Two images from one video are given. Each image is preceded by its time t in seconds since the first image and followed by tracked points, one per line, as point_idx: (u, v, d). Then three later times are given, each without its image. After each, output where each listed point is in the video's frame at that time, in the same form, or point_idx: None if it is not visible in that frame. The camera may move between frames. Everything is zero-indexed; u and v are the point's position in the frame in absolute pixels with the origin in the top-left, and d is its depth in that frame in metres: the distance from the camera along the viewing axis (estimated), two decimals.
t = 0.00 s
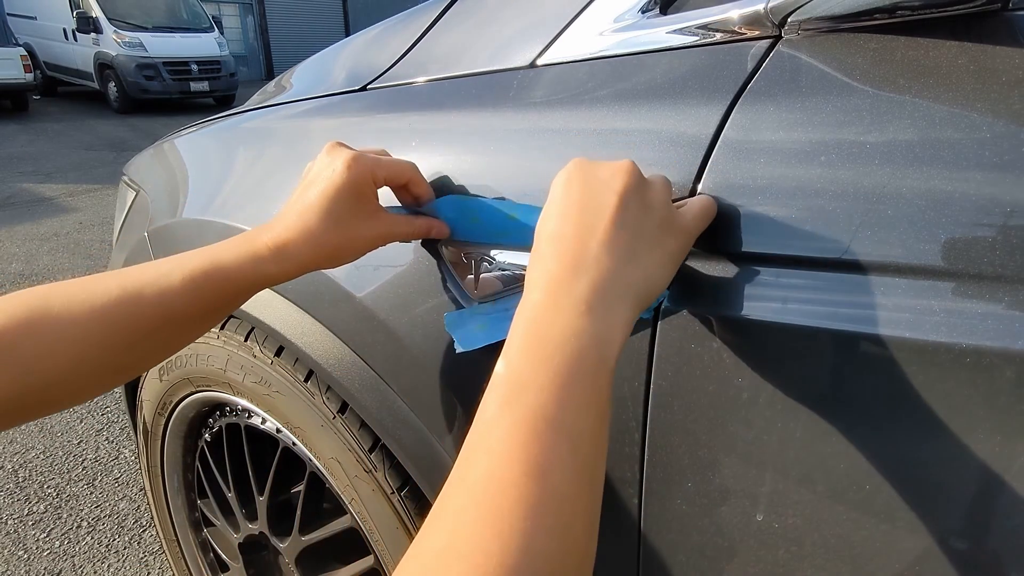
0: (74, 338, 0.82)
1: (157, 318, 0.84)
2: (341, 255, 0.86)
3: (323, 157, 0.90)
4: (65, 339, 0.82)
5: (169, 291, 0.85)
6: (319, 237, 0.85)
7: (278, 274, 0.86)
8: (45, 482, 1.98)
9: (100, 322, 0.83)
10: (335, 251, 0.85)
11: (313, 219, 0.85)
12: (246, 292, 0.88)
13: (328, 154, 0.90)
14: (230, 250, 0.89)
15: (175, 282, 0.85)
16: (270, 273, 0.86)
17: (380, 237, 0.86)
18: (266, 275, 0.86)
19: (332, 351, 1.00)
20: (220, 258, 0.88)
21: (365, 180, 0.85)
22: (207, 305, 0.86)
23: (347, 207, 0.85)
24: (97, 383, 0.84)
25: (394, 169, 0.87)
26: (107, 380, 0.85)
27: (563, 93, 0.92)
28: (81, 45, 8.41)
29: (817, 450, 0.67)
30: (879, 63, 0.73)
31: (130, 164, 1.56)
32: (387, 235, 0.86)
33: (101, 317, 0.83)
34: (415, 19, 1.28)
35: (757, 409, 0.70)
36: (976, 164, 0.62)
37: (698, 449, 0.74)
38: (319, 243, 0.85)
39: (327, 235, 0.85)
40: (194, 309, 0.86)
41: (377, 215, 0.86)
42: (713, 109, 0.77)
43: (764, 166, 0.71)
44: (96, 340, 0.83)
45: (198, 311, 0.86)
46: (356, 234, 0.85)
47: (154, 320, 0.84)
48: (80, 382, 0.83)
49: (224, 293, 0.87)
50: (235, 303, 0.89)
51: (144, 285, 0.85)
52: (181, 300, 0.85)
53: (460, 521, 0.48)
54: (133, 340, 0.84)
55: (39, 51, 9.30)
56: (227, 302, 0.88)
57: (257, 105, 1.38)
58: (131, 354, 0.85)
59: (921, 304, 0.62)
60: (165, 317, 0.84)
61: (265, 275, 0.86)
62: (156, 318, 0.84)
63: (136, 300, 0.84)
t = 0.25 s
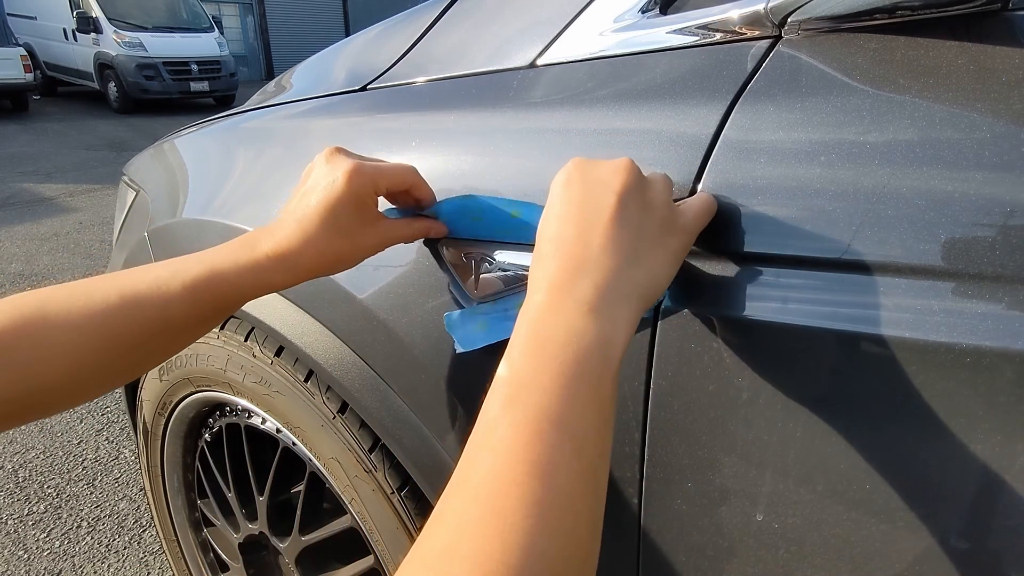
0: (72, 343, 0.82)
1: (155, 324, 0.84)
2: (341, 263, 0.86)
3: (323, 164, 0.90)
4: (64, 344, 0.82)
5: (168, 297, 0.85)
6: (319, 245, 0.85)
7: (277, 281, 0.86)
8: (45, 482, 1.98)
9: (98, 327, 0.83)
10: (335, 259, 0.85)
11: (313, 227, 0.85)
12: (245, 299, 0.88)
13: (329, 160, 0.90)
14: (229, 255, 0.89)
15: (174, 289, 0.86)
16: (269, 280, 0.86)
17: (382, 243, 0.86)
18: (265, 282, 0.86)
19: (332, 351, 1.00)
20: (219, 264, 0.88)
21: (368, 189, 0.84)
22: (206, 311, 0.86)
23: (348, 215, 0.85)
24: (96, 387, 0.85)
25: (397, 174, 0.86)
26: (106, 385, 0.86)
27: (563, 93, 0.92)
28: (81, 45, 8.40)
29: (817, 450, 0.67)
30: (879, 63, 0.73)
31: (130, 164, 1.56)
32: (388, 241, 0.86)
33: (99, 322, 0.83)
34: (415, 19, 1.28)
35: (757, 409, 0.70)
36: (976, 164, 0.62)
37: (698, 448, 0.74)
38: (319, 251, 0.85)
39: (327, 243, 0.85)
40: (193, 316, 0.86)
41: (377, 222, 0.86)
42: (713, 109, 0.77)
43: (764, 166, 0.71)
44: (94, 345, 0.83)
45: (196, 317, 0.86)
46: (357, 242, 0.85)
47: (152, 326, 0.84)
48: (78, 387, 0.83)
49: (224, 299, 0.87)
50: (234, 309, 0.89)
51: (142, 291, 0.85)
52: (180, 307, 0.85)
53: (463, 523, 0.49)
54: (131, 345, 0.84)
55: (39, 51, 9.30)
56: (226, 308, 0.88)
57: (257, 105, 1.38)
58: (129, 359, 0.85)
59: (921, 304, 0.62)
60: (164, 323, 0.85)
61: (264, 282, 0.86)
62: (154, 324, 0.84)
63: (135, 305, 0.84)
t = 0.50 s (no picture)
0: (70, 342, 0.83)
1: (152, 323, 0.84)
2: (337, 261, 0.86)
3: (319, 163, 0.89)
4: (62, 345, 0.82)
5: (165, 297, 0.85)
6: (315, 243, 0.85)
7: (274, 280, 0.86)
8: (45, 482, 1.98)
9: (95, 327, 0.83)
10: (332, 258, 0.85)
11: (309, 226, 0.85)
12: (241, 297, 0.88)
13: (326, 159, 0.90)
14: (225, 254, 0.89)
15: (169, 288, 0.86)
16: (266, 279, 0.86)
17: (377, 244, 0.85)
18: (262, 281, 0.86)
19: (332, 351, 1.00)
20: (215, 263, 0.88)
21: (364, 189, 0.84)
22: (203, 311, 0.87)
23: (344, 214, 0.85)
24: (94, 387, 0.85)
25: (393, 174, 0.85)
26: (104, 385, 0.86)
27: (563, 93, 0.92)
28: (81, 45, 8.40)
29: (817, 450, 0.67)
30: (879, 63, 0.73)
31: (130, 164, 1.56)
32: (382, 242, 0.84)
33: (97, 322, 0.83)
34: (415, 19, 1.28)
35: (757, 409, 0.70)
36: (976, 164, 0.62)
37: (698, 448, 0.74)
38: (315, 250, 0.85)
39: (323, 242, 0.85)
40: (190, 315, 0.86)
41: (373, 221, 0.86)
42: (713, 109, 0.77)
43: (765, 165, 0.71)
44: (91, 345, 0.83)
45: (193, 317, 0.86)
46: (353, 241, 0.85)
47: (149, 326, 0.84)
48: (77, 388, 0.83)
49: (220, 299, 0.87)
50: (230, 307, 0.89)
51: (138, 291, 0.86)
52: (176, 306, 0.85)
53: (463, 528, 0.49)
54: (128, 345, 0.84)
55: (38, 51, 9.30)
56: (223, 307, 0.88)
57: (257, 105, 1.38)
58: (127, 359, 0.85)
59: (921, 304, 0.62)
60: (161, 323, 0.85)
61: (260, 281, 0.86)
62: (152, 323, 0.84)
63: (132, 305, 0.85)
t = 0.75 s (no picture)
0: (68, 341, 0.82)
1: (152, 322, 0.85)
2: (338, 261, 0.87)
3: (320, 163, 0.89)
4: (61, 344, 0.82)
5: (164, 296, 0.85)
6: (316, 244, 0.86)
7: (274, 279, 0.86)
8: (45, 482, 1.98)
9: (94, 325, 0.83)
10: (332, 258, 0.86)
11: (310, 226, 0.86)
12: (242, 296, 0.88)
13: (327, 158, 0.90)
14: (224, 254, 0.89)
15: (170, 288, 0.86)
16: (266, 278, 0.86)
17: (378, 244, 0.86)
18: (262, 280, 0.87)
19: (332, 351, 1.00)
20: (215, 262, 0.88)
21: (365, 190, 0.84)
22: (202, 310, 0.87)
23: (345, 215, 0.85)
24: (93, 386, 0.85)
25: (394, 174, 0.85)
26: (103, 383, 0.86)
27: (563, 93, 0.92)
28: (81, 45, 8.40)
29: (817, 450, 0.67)
30: (879, 63, 0.73)
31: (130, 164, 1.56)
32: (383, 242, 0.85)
33: (96, 321, 0.83)
34: (415, 19, 1.28)
35: (757, 408, 0.70)
36: (976, 164, 0.62)
37: (698, 448, 0.74)
38: (315, 250, 0.86)
39: (323, 243, 0.86)
40: (189, 314, 0.86)
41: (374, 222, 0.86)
42: (713, 108, 0.77)
43: (764, 165, 0.71)
44: (90, 344, 0.83)
45: (193, 315, 0.87)
46: (353, 242, 0.86)
47: (150, 325, 0.84)
48: (76, 387, 0.83)
49: (220, 298, 0.87)
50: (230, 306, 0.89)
51: (137, 290, 0.85)
52: (177, 305, 0.85)
53: (461, 525, 0.49)
54: (128, 344, 0.84)
55: (38, 51, 9.30)
56: (222, 306, 0.89)
57: (257, 105, 1.38)
58: (128, 358, 0.85)
59: (921, 304, 0.62)
60: (161, 321, 0.85)
61: (260, 280, 0.87)
62: (152, 322, 0.85)
63: (131, 304, 0.84)
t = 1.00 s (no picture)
0: (66, 341, 0.82)
1: (148, 321, 0.84)
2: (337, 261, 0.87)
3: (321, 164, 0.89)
4: (60, 344, 0.82)
5: (163, 294, 0.85)
6: (314, 244, 0.86)
7: (274, 278, 0.86)
8: (45, 482, 1.98)
9: (92, 325, 0.83)
10: (331, 259, 0.86)
11: (309, 227, 0.86)
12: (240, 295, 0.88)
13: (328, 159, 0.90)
14: (222, 253, 0.89)
15: (168, 286, 0.86)
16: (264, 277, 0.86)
17: (377, 246, 0.86)
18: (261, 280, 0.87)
19: (332, 351, 1.00)
20: (212, 262, 0.89)
21: (367, 192, 0.84)
22: (200, 309, 0.87)
23: (345, 216, 0.85)
24: (92, 386, 0.85)
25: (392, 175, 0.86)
26: (102, 383, 0.86)
27: (563, 93, 0.92)
28: (81, 45, 8.40)
29: (817, 450, 0.67)
30: (879, 63, 0.73)
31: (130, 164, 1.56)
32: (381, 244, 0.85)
33: (94, 321, 0.83)
34: (415, 19, 1.28)
35: (757, 408, 0.70)
36: (976, 164, 0.62)
37: (697, 448, 0.74)
38: (314, 250, 0.86)
39: (322, 243, 0.86)
40: (187, 313, 0.86)
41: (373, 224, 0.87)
42: (713, 108, 0.77)
43: (764, 165, 0.71)
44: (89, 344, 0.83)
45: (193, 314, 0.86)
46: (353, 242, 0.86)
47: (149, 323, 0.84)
48: (74, 387, 0.83)
49: (218, 296, 0.87)
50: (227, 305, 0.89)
51: (135, 289, 0.85)
52: (173, 305, 0.85)
53: (451, 517, 0.49)
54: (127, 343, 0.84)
55: (39, 51, 9.29)
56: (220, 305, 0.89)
57: (257, 105, 1.38)
58: (125, 357, 0.85)
59: (921, 304, 0.62)
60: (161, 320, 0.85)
61: (259, 279, 0.87)
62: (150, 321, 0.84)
63: (130, 304, 0.84)
